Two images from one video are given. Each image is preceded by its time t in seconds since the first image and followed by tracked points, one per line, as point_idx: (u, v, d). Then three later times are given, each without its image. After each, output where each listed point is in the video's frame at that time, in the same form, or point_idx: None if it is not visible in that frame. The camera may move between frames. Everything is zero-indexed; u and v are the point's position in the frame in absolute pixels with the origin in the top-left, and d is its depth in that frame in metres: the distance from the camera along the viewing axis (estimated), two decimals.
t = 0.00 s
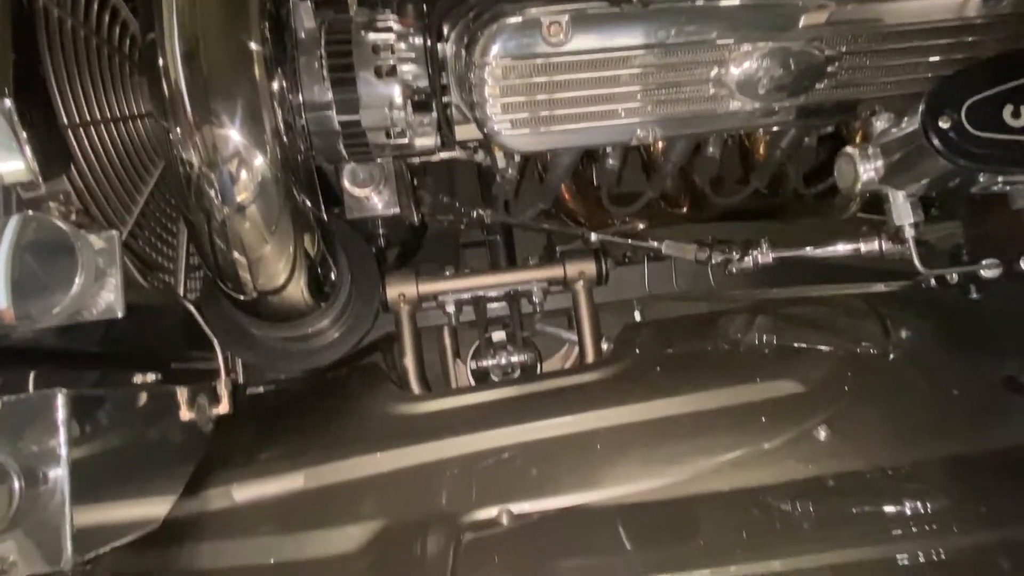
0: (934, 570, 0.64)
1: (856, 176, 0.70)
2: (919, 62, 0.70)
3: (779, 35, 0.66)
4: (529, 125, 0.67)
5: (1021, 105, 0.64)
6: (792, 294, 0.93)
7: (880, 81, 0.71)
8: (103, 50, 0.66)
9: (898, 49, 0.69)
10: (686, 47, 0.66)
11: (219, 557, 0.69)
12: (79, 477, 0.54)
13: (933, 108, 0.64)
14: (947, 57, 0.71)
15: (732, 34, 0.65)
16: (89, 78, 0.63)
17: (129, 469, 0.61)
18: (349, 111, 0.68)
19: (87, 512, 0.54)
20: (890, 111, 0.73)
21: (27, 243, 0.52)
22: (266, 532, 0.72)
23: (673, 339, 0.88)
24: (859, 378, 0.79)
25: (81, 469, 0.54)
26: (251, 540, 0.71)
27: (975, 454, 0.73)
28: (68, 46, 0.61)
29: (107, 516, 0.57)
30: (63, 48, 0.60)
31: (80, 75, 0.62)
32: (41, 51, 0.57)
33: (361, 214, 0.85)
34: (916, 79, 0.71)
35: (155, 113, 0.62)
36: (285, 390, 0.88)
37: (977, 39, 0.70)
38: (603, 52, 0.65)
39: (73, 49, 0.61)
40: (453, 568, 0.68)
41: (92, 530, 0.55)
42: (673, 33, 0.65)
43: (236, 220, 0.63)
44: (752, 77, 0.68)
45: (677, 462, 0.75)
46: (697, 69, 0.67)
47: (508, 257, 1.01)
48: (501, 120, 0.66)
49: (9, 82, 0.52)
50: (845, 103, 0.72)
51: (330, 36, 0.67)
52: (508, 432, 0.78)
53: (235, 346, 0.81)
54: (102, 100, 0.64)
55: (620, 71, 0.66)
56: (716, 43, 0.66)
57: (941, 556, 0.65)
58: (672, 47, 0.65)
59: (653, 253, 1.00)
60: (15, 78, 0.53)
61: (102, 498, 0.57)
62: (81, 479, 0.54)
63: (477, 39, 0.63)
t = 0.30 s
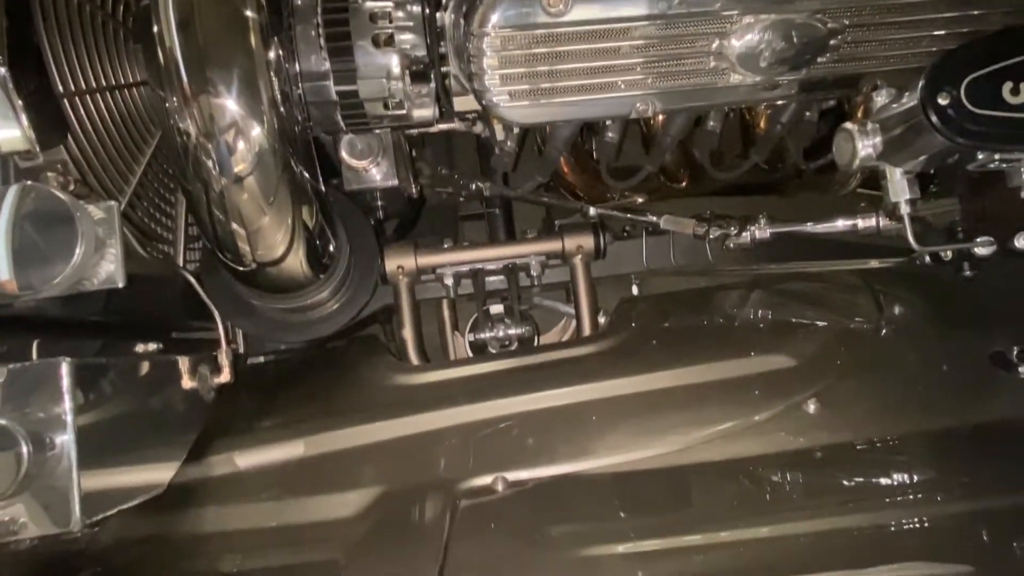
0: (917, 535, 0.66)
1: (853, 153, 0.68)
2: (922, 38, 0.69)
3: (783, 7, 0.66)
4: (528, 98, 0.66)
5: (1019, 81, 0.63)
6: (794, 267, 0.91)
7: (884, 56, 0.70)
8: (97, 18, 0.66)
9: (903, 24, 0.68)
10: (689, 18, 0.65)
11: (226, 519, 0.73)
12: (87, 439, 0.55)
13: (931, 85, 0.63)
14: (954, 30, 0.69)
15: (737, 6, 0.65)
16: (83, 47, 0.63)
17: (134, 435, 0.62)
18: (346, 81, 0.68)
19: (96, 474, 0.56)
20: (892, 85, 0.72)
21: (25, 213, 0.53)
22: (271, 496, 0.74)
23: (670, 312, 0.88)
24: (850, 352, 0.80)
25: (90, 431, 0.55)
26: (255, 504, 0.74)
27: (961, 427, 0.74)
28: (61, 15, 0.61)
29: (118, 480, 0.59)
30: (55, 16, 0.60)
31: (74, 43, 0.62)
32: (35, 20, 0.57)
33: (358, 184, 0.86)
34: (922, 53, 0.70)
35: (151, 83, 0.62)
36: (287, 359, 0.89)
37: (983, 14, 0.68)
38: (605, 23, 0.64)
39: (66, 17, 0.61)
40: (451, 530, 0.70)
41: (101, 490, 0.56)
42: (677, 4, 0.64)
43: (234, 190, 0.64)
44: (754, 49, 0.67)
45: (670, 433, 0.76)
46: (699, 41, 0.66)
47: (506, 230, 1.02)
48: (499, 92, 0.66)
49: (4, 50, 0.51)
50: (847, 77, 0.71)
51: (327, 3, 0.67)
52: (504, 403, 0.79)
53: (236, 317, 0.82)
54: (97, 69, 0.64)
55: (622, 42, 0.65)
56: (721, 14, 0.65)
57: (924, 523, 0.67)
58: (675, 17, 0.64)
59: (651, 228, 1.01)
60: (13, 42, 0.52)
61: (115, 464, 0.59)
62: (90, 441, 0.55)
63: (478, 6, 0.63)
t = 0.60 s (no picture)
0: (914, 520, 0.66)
1: (858, 139, 0.65)
2: (929, 25, 0.68)
3: None
4: (531, 82, 0.67)
5: None
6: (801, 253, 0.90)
7: (887, 41, 0.69)
8: None
9: (912, 10, 0.66)
10: (694, 3, 0.63)
11: (231, 502, 0.74)
12: (96, 421, 0.56)
13: (940, 69, 0.60)
14: (962, 16, 0.67)
15: None
16: (83, 30, 0.63)
17: (140, 418, 0.63)
18: (349, 66, 0.68)
19: (105, 455, 0.56)
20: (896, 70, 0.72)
21: (30, 198, 0.53)
22: (275, 479, 0.75)
23: (672, 298, 0.88)
24: (850, 338, 0.81)
25: (98, 412, 0.56)
26: (260, 487, 0.74)
27: (961, 413, 0.75)
28: None
29: (126, 463, 0.60)
30: None
31: (74, 26, 0.61)
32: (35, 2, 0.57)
33: (360, 170, 0.86)
34: (928, 38, 0.69)
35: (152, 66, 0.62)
36: (291, 342, 0.89)
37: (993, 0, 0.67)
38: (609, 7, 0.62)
39: None
40: (454, 511, 0.70)
41: (110, 471, 0.57)
42: None
43: (236, 175, 0.64)
44: (760, 34, 0.65)
45: (671, 419, 0.77)
46: (704, 26, 0.65)
47: (509, 216, 1.02)
48: (503, 77, 0.66)
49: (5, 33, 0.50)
50: (851, 63, 0.71)
51: None
52: (506, 388, 0.80)
53: (240, 302, 0.82)
54: (97, 51, 0.64)
55: (626, 27, 0.64)
56: None
57: (920, 507, 0.67)
58: (681, 2, 0.63)
59: (653, 214, 1.01)
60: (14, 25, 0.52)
61: (122, 446, 0.60)
62: (99, 424, 0.56)
63: None
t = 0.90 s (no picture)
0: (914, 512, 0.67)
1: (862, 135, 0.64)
2: (934, 19, 0.68)
3: None
4: (536, 76, 0.67)
5: None
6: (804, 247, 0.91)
7: (891, 35, 0.69)
8: None
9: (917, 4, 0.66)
10: None
11: (237, 491, 0.74)
12: (105, 411, 0.56)
13: (944, 65, 0.58)
14: (966, 10, 0.68)
15: None
16: (90, 23, 0.63)
17: (149, 408, 0.64)
18: (354, 59, 0.68)
19: (115, 445, 0.57)
20: (901, 64, 0.72)
21: (38, 192, 0.53)
22: (281, 470, 0.76)
23: (675, 291, 0.88)
24: (852, 331, 0.81)
25: (107, 403, 0.56)
26: (266, 477, 0.75)
27: (962, 406, 0.75)
28: None
29: (136, 452, 0.61)
30: None
31: (81, 19, 0.61)
32: None
33: (363, 161, 0.86)
34: (933, 32, 0.69)
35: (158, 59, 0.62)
36: (296, 334, 0.90)
37: None
38: None
39: None
40: (458, 501, 0.71)
41: (119, 461, 0.57)
42: None
43: (243, 168, 0.64)
44: (765, 28, 0.65)
45: (673, 411, 0.77)
46: (710, 20, 0.65)
47: (512, 209, 1.02)
48: (508, 69, 0.66)
49: (13, 24, 0.51)
50: (856, 56, 0.71)
51: None
52: (509, 379, 0.80)
53: (246, 294, 0.82)
54: (104, 44, 0.64)
55: (631, 20, 0.64)
56: None
57: (919, 499, 0.67)
58: None
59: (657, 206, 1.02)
60: (23, 17, 0.52)
61: (131, 435, 0.60)
62: (109, 415, 0.56)
63: None
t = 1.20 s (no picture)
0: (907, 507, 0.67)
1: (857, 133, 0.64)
2: (931, 18, 0.68)
3: None
4: (535, 73, 0.67)
5: None
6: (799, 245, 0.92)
7: (890, 34, 0.69)
8: None
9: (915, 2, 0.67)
10: None
11: (237, 485, 0.75)
12: (108, 405, 0.57)
13: (936, 65, 0.57)
14: (963, 8, 0.68)
15: None
16: (93, 20, 0.63)
17: (152, 403, 0.64)
18: (354, 56, 0.69)
19: (118, 439, 0.58)
20: (898, 63, 0.73)
21: (42, 188, 0.54)
22: (281, 464, 0.76)
23: (673, 287, 0.89)
24: (847, 328, 0.82)
25: (111, 397, 0.57)
26: (266, 471, 0.76)
27: (957, 402, 0.76)
28: None
29: (138, 447, 0.61)
30: None
31: (84, 17, 0.62)
32: None
33: (363, 158, 0.87)
34: (931, 30, 0.70)
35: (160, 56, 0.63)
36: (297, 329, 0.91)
37: None
38: None
39: None
40: (456, 494, 0.71)
41: (122, 455, 0.58)
42: None
43: (244, 164, 0.64)
44: (763, 26, 0.66)
45: (669, 406, 0.78)
46: (708, 18, 0.65)
47: (512, 205, 1.03)
48: (507, 67, 0.66)
49: (16, 20, 0.51)
50: (853, 55, 0.71)
51: None
52: (507, 375, 0.81)
53: (248, 289, 0.82)
54: (107, 42, 0.65)
55: (629, 18, 0.65)
56: None
57: (916, 492, 0.66)
58: None
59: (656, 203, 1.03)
60: (26, 14, 0.53)
61: (134, 429, 0.61)
62: (112, 409, 0.57)
63: None
